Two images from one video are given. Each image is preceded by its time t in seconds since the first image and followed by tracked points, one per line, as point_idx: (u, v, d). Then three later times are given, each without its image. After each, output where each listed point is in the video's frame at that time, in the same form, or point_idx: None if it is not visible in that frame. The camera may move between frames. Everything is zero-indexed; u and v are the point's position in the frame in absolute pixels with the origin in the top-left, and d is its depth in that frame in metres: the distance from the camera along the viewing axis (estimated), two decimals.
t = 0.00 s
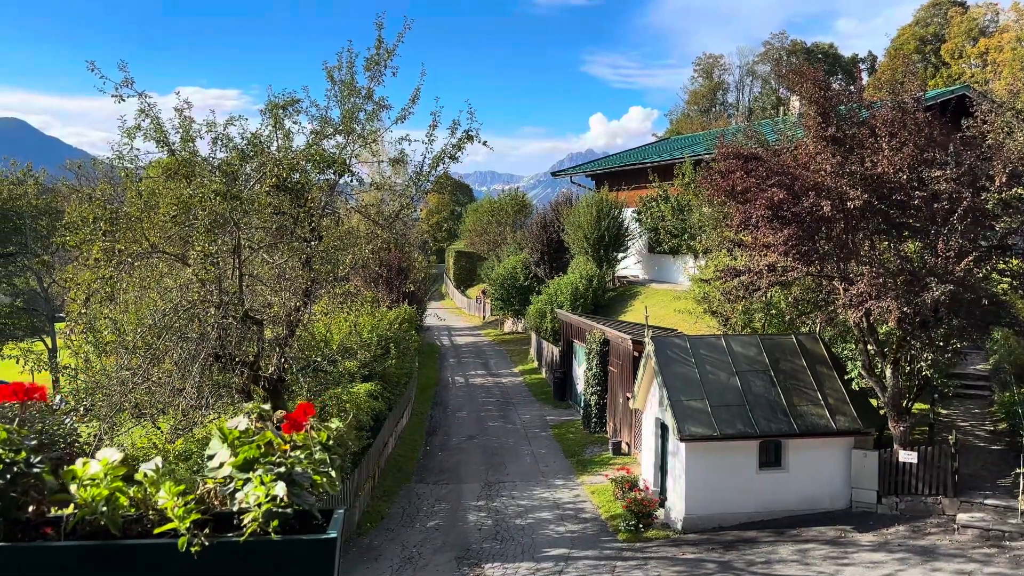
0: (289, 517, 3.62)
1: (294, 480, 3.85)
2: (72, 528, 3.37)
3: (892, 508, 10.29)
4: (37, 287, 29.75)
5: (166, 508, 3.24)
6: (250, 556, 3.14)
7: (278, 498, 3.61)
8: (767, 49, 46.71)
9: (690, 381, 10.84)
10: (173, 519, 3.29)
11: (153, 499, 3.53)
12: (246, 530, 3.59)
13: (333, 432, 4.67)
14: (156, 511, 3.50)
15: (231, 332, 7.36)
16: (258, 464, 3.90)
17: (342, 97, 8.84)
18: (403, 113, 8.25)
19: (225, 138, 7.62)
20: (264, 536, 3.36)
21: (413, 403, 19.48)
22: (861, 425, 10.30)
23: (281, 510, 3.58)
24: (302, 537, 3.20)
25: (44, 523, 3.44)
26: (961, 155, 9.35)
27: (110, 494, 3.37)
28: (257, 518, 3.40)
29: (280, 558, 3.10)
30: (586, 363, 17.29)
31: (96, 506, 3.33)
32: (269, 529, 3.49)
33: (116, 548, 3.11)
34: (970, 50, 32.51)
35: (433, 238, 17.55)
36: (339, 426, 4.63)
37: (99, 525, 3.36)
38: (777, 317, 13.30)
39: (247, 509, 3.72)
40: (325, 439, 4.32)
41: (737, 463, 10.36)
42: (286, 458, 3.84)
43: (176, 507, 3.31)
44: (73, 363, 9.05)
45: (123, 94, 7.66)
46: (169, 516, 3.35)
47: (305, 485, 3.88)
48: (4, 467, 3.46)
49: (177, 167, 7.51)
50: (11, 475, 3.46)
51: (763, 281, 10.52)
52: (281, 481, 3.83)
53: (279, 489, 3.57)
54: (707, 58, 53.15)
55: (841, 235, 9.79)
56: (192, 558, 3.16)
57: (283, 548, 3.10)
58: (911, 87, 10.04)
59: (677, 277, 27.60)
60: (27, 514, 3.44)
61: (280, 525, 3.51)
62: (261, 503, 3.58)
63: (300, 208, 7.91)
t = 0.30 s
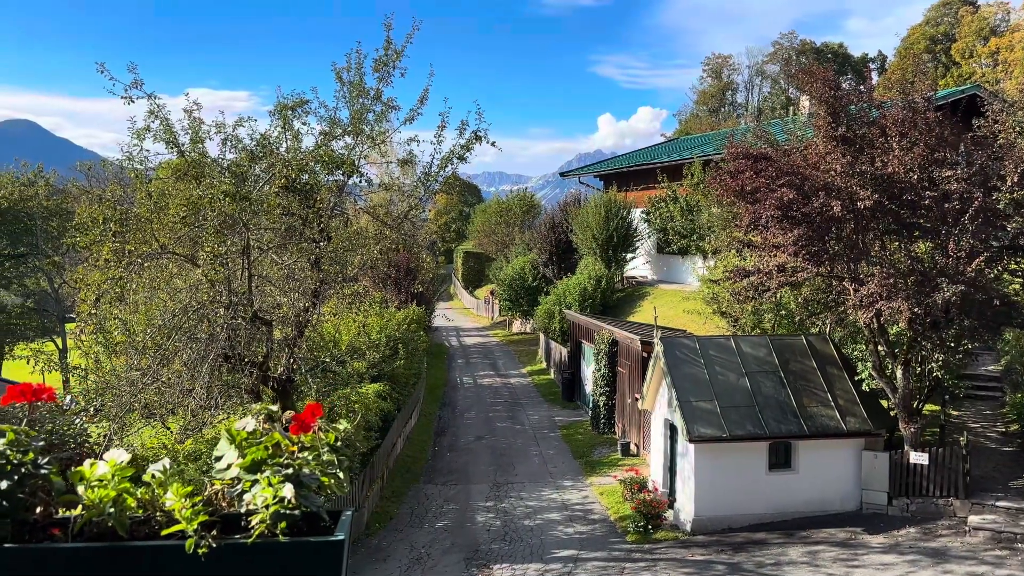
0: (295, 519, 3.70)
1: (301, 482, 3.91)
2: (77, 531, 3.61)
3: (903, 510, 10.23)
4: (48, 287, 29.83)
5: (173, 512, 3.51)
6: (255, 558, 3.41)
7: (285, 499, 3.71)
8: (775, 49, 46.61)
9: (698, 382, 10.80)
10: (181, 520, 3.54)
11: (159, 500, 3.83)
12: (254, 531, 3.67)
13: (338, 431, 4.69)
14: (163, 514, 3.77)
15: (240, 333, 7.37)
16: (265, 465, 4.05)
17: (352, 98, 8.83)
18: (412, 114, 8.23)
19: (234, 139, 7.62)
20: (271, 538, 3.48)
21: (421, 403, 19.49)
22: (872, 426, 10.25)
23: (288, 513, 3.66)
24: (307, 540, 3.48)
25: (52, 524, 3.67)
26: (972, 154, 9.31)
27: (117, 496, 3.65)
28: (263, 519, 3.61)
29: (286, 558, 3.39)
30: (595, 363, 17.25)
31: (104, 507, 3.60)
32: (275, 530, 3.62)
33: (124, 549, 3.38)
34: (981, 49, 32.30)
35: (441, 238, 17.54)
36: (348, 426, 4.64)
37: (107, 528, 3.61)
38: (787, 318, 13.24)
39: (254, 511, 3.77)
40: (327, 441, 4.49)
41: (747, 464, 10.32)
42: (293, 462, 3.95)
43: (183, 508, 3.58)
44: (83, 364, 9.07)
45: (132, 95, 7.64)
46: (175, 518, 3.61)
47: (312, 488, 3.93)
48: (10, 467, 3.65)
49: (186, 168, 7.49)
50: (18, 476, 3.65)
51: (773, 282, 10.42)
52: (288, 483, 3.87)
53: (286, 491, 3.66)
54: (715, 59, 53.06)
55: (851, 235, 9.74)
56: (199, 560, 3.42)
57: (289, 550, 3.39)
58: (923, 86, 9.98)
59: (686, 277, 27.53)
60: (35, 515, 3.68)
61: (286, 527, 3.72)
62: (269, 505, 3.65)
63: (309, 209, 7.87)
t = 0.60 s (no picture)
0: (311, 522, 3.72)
1: (317, 485, 3.93)
2: (95, 533, 3.71)
3: (919, 513, 10.15)
4: (65, 288, 30.03)
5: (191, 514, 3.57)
6: (274, 560, 3.49)
7: (302, 501, 3.71)
8: (789, 48, 46.36)
9: (712, 383, 10.74)
10: (198, 523, 3.61)
11: (176, 503, 3.90)
12: (270, 534, 3.69)
13: (358, 432, 4.69)
14: (181, 516, 3.83)
15: (254, 333, 7.39)
16: (281, 465, 4.09)
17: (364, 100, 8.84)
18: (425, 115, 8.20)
19: (248, 141, 7.64)
20: (288, 542, 3.49)
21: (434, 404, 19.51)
22: (887, 428, 10.16)
23: (306, 514, 3.67)
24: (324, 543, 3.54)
25: (71, 526, 3.77)
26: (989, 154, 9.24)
27: (135, 498, 3.71)
28: (281, 521, 3.61)
29: (303, 561, 3.44)
30: (607, 365, 17.20)
31: (122, 508, 3.67)
32: (292, 531, 3.61)
33: (142, 552, 3.44)
34: (997, 48, 31.96)
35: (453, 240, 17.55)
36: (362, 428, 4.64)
37: (124, 530, 3.74)
38: (801, 319, 13.15)
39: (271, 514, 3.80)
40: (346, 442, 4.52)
41: (761, 467, 10.26)
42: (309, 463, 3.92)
43: (200, 511, 3.66)
44: (100, 364, 9.10)
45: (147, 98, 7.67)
46: (193, 520, 3.69)
47: (328, 491, 3.93)
48: (28, 470, 3.63)
49: (201, 170, 7.52)
50: (38, 478, 3.64)
51: (787, 283, 10.35)
52: (304, 485, 3.87)
53: (303, 495, 3.68)
54: (728, 59, 52.91)
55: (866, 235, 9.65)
56: (217, 562, 3.48)
57: (306, 552, 3.45)
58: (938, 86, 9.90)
59: (699, 278, 27.42)
60: (53, 516, 3.72)
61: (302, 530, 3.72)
62: (285, 508, 3.66)
63: (322, 210, 7.96)
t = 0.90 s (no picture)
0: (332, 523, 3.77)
1: (339, 486, 3.96)
2: (120, 533, 3.77)
3: (940, 516, 10.05)
4: (87, 289, 30.38)
5: (216, 516, 3.61)
6: (297, 562, 3.51)
7: (323, 502, 3.75)
8: (808, 48, 46.07)
9: (730, 384, 10.66)
10: (221, 523, 3.65)
11: (199, 504, 3.93)
12: (292, 535, 3.73)
13: (384, 433, 4.70)
14: (204, 517, 3.89)
15: (274, 334, 7.43)
16: (303, 466, 4.09)
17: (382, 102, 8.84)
18: (443, 117, 8.19)
19: (267, 143, 7.66)
20: (310, 543, 3.54)
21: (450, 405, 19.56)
22: (908, 430, 10.07)
23: (328, 516, 3.73)
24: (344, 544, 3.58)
25: (96, 526, 3.85)
26: (1012, 153, 9.11)
27: (159, 499, 3.79)
28: (302, 522, 3.66)
29: (328, 560, 3.46)
30: (624, 366, 17.16)
31: (146, 509, 3.74)
32: (314, 532, 3.68)
33: (162, 552, 3.48)
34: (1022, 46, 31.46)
35: (469, 241, 17.58)
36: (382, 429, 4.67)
37: (148, 530, 3.75)
38: (821, 320, 13.03)
39: (293, 514, 3.82)
40: (370, 444, 4.54)
41: (780, 469, 10.19)
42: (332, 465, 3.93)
43: (223, 513, 3.67)
44: (122, 365, 9.18)
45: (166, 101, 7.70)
46: (216, 520, 3.76)
47: (351, 492, 3.97)
48: (54, 471, 3.68)
49: (221, 172, 7.56)
50: (63, 479, 3.68)
51: (807, 284, 10.17)
52: (326, 486, 3.90)
53: (325, 496, 3.71)
54: (746, 58, 52.62)
55: (886, 236, 9.56)
56: (240, 562, 3.50)
57: (328, 554, 3.47)
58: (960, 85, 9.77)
59: (717, 280, 27.30)
60: (78, 517, 3.76)
61: (323, 532, 3.78)
62: (307, 509, 3.70)
63: (340, 212, 7.98)
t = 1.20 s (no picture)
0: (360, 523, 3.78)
1: (366, 485, 3.98)
2: (151, 531, 3.80)
3: (966, 519, 9.93)
4: (112, 291, 30.61)
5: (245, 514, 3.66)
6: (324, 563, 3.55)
7: (351, 502, 3.78)
8: (831, 46, 45.71)
9: (752, 386, 10.58)
10: (250, 523, 3.68)
11: (228, 503, 3.98)
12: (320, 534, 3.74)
13: (410, 434, 4.71)
14: (233, 516, 3.93)
15: (297, 335, 7.48)
16: (330, 466, 4.12)
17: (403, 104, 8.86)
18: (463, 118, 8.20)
19: (291, 146, 7.72)
20: (337, 542, 3.56)
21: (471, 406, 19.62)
22: (934, 432, 9.94)
23: (355, 515, 3.75)
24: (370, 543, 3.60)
25: (127, 525, 3.84)
26: None
27: (189, 498, 3.81)
28: (329, 521, 3.68)
29: (357, 559, 3.49)
30: (645, 367, 17.10)
31: (177, 507, 3.77)
32: (341, 532, 3.68)
33: (192, 551, 3.51)
34: None
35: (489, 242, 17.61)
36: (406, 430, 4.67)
37: (178, 528, 3.81)
38: (845, 321, 12.89)
39: (321, 513, 3.85)
40: (397, 443, 4.54)
41: (804, 471, 10.11)
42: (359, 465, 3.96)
43: (253, 512, 3.73)
44: (148, 365, 9.28)
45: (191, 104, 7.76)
46: (246, 519, 3.78)
47: (378, 492, 3.99)
48: (88, 469, 3.73)
49: (245, 175, 7.61)
50: (96, 478, 3.75)
51: (831, 284, 10.06)
52: (354, 486, 3.92)
53: (353, 496, 3.74)
54: (768, 57, 52.22)
55: (911, 236, 9.41)
56: (269, 561, 3.53)
57: (357, 552, 3.50)
58: (986, 84, 9.63)
59: (739, 280, 27.11)
60: (110, 516, 3.82)
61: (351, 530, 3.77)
62: (335, 509, 3.74)
63: (362, 214, 8.02)
